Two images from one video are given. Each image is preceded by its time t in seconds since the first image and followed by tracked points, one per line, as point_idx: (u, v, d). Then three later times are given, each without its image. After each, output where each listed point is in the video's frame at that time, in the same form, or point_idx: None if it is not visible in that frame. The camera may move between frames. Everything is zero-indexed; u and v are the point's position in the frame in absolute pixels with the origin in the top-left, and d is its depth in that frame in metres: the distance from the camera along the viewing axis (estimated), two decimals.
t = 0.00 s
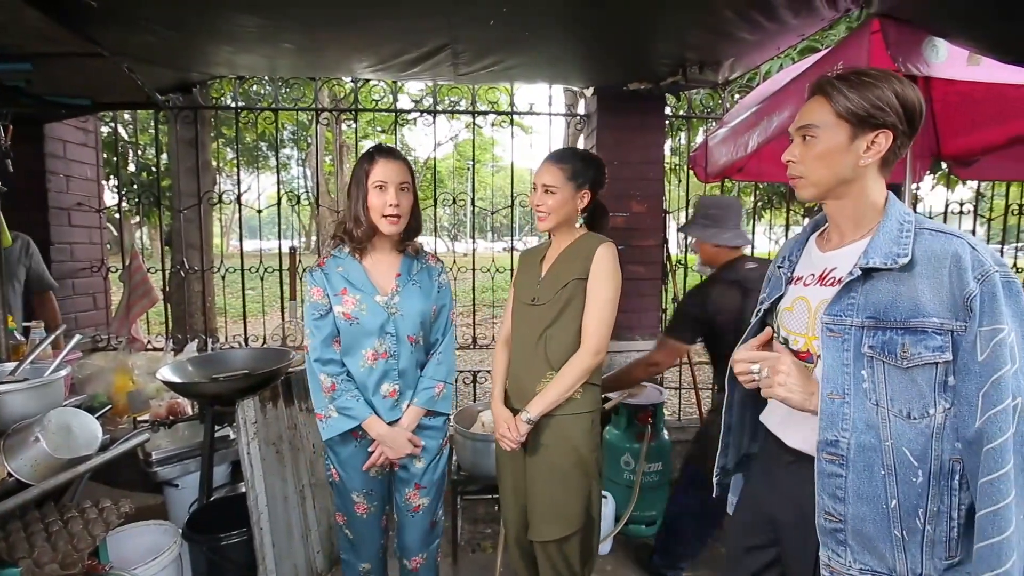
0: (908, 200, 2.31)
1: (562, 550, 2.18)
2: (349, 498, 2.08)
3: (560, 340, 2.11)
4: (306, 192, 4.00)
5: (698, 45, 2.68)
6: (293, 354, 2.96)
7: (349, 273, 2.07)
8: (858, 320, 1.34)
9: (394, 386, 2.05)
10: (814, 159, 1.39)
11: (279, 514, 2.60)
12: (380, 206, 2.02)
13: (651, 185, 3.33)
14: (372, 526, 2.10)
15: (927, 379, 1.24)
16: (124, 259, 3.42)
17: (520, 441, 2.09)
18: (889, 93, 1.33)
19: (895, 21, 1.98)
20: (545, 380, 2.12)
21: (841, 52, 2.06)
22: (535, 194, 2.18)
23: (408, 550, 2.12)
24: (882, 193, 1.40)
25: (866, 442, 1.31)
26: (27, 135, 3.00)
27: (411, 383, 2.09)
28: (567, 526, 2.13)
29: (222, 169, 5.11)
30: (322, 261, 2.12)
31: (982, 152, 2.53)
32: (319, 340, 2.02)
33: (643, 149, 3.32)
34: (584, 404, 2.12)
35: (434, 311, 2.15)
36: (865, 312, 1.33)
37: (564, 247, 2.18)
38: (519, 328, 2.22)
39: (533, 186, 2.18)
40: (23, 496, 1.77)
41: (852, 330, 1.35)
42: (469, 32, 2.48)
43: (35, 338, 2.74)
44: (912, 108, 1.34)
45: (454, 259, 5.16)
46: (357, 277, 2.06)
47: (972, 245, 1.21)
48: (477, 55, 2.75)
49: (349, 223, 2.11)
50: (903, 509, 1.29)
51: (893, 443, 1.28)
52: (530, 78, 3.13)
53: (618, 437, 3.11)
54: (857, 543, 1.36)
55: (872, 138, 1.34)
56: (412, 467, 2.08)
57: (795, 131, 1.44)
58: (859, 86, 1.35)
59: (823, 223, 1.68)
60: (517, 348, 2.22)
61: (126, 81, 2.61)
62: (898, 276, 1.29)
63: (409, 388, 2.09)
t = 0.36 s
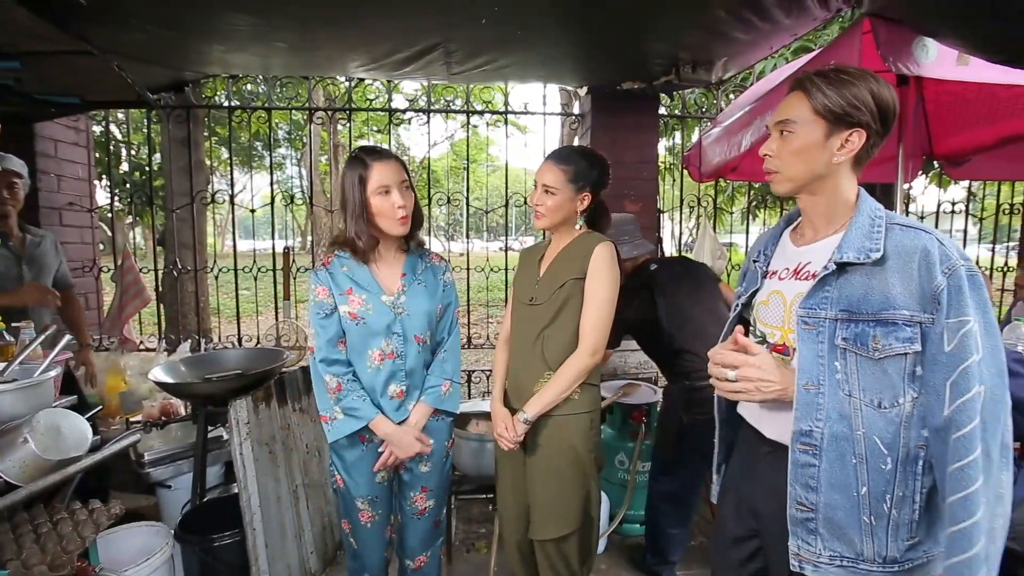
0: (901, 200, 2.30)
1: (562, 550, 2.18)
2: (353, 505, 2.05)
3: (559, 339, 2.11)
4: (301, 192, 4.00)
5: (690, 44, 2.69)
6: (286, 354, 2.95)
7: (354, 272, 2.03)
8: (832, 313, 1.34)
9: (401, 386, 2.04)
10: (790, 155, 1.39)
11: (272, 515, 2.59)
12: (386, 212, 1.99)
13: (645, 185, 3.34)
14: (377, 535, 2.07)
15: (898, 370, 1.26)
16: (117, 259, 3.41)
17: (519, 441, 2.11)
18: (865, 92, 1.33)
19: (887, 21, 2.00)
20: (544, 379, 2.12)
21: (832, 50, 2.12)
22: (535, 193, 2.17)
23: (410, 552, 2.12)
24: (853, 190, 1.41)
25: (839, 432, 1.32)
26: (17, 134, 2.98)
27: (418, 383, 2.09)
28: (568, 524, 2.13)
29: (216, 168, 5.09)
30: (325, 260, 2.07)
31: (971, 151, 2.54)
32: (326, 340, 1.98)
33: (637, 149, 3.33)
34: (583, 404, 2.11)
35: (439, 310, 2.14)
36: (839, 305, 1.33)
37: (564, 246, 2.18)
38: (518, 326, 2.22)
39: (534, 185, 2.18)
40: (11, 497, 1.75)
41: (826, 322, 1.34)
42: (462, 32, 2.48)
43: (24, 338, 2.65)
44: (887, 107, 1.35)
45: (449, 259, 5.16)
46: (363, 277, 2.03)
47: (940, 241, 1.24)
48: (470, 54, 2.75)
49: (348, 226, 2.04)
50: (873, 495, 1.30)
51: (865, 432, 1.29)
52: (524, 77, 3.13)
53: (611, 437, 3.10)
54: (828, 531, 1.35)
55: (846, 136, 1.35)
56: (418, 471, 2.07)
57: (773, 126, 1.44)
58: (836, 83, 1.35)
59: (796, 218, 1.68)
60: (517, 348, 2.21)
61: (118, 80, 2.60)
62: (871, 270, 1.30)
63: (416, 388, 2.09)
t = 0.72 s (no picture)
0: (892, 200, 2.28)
1: (567, 552, 2.18)
2: (354, 509, 1.94)
3: (564, 340, 2.11)
4: (295, 191, 3.98)
5: (683, 44, 2.69)
6: (280, 355, 2.94)
7: (348, 284, 1.91)
8: (800, 310, 1.36)
9: (407, 394, 2.01)
10: (756, 155, 1.39)
11: (265, 516, 2.57)
12: (391, 211, 1.93)
13: (639, 184, 3.34)
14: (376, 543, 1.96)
15: (863, 363, 1.29)
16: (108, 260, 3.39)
17: (531, 445, 2.07)
18: (826, 95, 1.35)
19: (879, 20, 2.00)
20: (551, 380, 2.11)
21: (829, 49, 2.09)
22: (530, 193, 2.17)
23: (408, 552, 2.07)
24: (814, 190, 1.43)
25: (811, 423, 1.34)
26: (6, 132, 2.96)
27: (424, 388, 2.05)
28: (575, 525, 2.14)
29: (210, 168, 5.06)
30: (313, 271, 1.93)
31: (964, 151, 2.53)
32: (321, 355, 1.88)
33: (632, 148, 3.33)
34: (589, 402, 2.14)
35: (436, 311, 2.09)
36: (806, 302, 1.36)
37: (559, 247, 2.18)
38: (517, 327, 2.20)
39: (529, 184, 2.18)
40: None
41: (795, 319, 1.37)
42: (454, 30, 2.47)
43: (13, 336, 2.51)
44: (846, 110, 1.37)
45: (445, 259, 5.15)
46: (358, 288, 1.92)
47: (898, 238, 1.27)
48: (463, 52, 2.74)
49: (347, 228, 1.90)
50: (845, 481, 1.33)
51: (836, 423, 1.32)
52: (518, 76, 3.13)
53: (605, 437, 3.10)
54: (807, 514, 1.37)
55: (808, 137, 1.36)
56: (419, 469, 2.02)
57: (740, 126, 1.44)
58: (799, 85, 1.36)
59: (761, 216, 1.70)
60: (516, 350, 2.20)
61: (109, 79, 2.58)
62: (835, 269, 1.32)
63: (423, 393, 2.05)
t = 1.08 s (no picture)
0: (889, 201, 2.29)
1: (560, 551, 2.19)
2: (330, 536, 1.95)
3: (560, 338, 2.11)
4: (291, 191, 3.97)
5: (681, 44, 2.68)
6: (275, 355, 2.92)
7: (325, 281, 1.91)
8: (813, 305, 1.39)
9: (387, 399, 2.00)
10: (758, 141, 1.45)
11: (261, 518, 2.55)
12: (370, 197, 1.91)
13: (636, 184, 3.34)
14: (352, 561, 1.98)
15: (881, 360, 1.31)
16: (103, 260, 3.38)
17: (524, 442, 2.06)
18: (833, 89, 1.40)
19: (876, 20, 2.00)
20: (548, 378, 2.11)
21: (820, 50, 2.16)
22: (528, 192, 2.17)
23: (395, 557, 2.08)
24: (824, 182, 1.47)
25: (827, 425, 1.36)
26: None
27: (403, 393, 2.04)
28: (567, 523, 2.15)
29: (205, 166, 5.03)
30: (286, 266, 1.90)
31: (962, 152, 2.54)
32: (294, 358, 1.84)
33: (629, 148, 3.33)
34: (584, 400, 2.14)
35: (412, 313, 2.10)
36: (819, 298, 1.38)
37: (555, 245, 2.18)
38: (513, 325, 2.18)
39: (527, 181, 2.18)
40: None
41: (808, 315, 1.39)
42: (452, 29, 2.46)
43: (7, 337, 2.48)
44: (851, 105, 1.42)
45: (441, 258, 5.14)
46: (336, 285, 1.92)
47: (914, 230, 1.29)
48: (460, 51, 2.73)
49: (322, 216, 1.92)
50: (864, 489, 1.36)
51: (853, 424, 1.34)
52: (516, 75, 3.12)
53: (603, 436, 3.09)
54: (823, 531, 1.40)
55: (813, 125, 1.41)
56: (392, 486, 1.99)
57: (745, 115, 1.50)
58: (803, 76, 1.43)
59: (766, 213, 1.73)
60: (511, 348, 2.19)
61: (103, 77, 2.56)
62: (849, 261, 1.35)
63: (401, 399, 2.04)
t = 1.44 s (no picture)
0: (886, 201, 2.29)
1: (554, 548, 2.19)
2: (317, 550, 1.94)
3: (554, 340, 2.11)
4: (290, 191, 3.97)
5: (681, 43, 2.68)
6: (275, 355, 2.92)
7: (306, 284, 1.91)
8: (836, 310, 1.39)
9: (367, 409, 1.99)
10: (776, 136, 1.47)
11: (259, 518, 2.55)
12: (366, 201, 1.94)
13: (636, 184, 3.35)
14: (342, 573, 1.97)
15: (912, 367, 1.31)
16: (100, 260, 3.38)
17: (514, 439, 2.07)
18: (854, 86, 1.42)
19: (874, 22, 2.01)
20: (543, 376, 2.11)
21: (821, 50, 2.11)
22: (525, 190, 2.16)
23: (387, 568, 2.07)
24: (844, 182, 1.49)
25: (854, 435, 1.36)
26: None
27: (382, 403, 2.04)
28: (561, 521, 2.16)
29: (203, 166, 5.03)
30: (266, 268, 1.88)
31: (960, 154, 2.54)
32: (270, 365, 1.83)
33: (628, 148, 3.33)
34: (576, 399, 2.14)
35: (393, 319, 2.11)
36: (842, 303, 1.39)
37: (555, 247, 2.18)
38: (512, 324, 2.19)
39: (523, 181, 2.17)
40: None
41: (831, 321, 1.39)
42: (452, 29, 2.46)
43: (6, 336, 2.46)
44: (872, 103, 1.44)
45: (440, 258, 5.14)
46: (318, 289, 1.92)
47: (942, 232, 1.31)
48: (459, 51, 2.73)
49: (312, 218, 1.89)
50: (894, 500, 1.35)
51: (883, 435, 1.33)
52: (515, 75, 3.12)
53: (602, 436, 3.10)
54: (849, 535, 1.41)
55: (832, 120, 1.42)
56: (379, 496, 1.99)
57: (762, 111, 1.53)
58: (826, 73, 1.45)
59: (781, 215, 1.73)
60: (506, 347, 2.19)
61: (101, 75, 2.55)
62: (873, 262, 1.36)
63: (380, 409, 2.04)
